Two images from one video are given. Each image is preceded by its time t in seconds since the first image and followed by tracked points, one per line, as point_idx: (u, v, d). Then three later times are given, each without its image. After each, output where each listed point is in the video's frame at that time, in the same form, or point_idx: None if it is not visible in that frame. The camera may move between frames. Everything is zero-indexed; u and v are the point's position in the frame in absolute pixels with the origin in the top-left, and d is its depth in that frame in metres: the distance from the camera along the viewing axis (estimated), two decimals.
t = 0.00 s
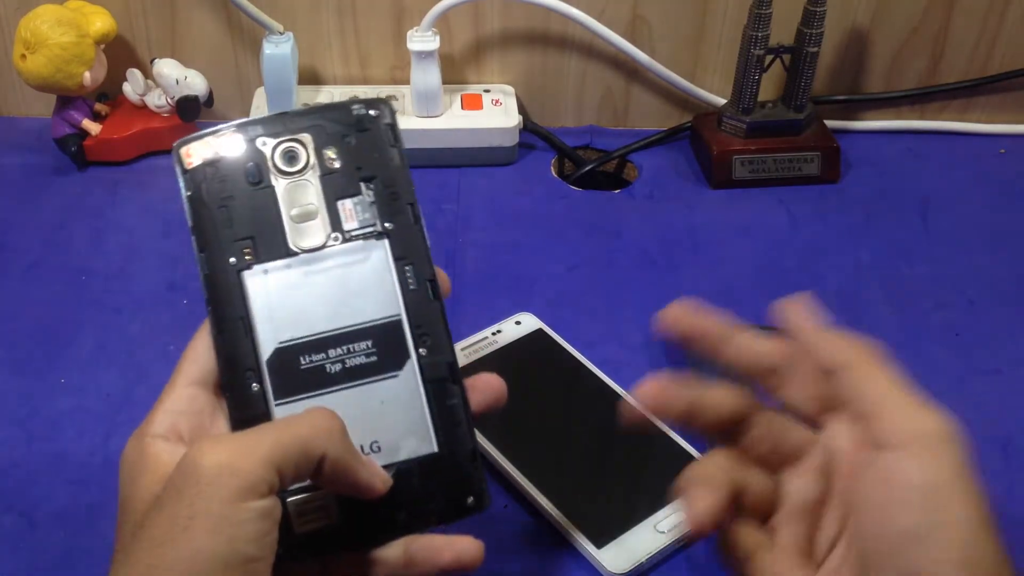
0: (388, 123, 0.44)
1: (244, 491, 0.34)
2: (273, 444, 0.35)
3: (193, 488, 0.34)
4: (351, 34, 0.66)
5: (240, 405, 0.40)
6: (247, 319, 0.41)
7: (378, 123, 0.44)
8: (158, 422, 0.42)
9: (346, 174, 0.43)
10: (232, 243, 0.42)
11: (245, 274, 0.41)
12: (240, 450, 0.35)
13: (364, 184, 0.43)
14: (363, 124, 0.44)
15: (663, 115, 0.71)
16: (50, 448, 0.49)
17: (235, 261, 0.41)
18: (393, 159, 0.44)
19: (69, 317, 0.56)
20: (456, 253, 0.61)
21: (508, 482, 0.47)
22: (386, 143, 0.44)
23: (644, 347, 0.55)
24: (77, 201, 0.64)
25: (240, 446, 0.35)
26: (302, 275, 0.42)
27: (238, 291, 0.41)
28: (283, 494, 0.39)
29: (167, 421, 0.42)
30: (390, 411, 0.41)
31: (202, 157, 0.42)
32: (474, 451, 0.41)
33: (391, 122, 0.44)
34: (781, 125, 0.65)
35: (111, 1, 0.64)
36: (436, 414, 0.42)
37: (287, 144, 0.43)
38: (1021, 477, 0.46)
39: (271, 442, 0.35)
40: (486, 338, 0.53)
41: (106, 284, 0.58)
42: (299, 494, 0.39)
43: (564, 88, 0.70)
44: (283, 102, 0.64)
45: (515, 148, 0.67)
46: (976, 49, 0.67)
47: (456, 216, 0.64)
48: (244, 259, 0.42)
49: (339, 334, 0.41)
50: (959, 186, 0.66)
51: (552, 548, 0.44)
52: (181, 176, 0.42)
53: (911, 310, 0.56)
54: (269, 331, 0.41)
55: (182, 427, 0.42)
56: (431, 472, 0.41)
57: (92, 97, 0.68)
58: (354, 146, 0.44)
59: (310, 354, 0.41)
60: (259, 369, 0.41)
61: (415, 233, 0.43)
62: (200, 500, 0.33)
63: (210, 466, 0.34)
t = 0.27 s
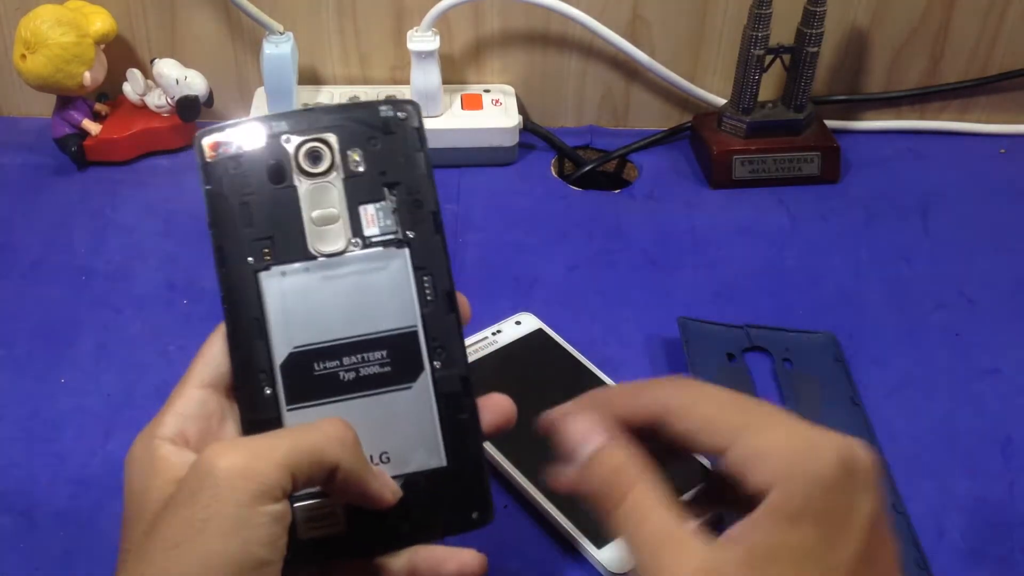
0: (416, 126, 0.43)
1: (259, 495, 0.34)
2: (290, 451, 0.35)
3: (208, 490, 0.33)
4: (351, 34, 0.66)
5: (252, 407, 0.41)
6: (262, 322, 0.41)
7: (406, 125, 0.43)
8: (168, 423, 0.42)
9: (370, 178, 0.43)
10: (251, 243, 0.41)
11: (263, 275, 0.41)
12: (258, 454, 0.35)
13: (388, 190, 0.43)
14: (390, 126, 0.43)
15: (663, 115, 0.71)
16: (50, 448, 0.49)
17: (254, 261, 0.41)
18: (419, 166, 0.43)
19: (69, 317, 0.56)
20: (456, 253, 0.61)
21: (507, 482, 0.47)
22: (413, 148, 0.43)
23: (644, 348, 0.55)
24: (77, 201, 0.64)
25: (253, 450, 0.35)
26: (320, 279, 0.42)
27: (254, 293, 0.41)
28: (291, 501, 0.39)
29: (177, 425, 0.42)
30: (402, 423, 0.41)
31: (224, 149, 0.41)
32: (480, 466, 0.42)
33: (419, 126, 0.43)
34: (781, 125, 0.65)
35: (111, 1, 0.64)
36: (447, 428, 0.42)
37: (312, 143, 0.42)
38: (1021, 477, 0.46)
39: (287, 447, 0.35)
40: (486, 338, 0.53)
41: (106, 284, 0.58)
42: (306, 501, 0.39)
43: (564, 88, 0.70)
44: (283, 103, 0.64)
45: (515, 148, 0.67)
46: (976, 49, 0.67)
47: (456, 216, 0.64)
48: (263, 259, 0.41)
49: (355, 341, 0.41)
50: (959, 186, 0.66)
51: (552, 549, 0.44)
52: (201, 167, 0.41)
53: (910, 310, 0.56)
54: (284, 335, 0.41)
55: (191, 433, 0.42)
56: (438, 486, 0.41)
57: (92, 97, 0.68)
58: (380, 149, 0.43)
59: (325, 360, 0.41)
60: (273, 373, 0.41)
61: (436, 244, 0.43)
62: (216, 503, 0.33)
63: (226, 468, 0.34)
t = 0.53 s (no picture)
0: (395, 122, 0.43)
1: (248, 488, 0.34)
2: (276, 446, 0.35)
3: (195, 484, 0.34)
4: (351, 34, 0.66)
5: (234, 405, 0.41)
6: (244, 319, 0.41)
7: (385, 121, 0.43)
8: (151, 424, 0.42)
9: (351, 174, 0.43)
10: (232, 241, 0.41)
11: (244, 273, 0.41)
12: (244, 447, 0.35)
13: (369, 186, 0.43)
14: (369, 122, 0.43)
15: (663, 115, 0.71)
16: (49, 448, 0.49)
17: (235, 259, 0.41)
18: (398, 161, 0.43)
19: (69, 317, 0.56)
20: (456, 253, 0.61)
21: (507, 482, 0.47)
22: (393, 143, 0.43)
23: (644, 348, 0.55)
24: (77, 201, 0.64)
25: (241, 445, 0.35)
26: (301, 276, 0.42)
27: (236, 289, 0.41)
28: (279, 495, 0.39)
29: (160, 426, 0.42)
30: (386, 416, 0.42)
31: (203, 148, 0.41)
32: (466, 459, 0.42)
33: (398, 121, 0.43)
34: (781, 125, 0.65)
35: (111, 1, 0.64)
36: (430, 420, 0.42)
37: (291, 140, 0.42)
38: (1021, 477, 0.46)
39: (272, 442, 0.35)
40: (486, 338, 0.53)
41: (106, 284, 0.58)
42: (292, 495, 0.39)
43: (564, 88, 0.70)
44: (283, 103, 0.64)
45: (515, 148, 0.67)
46: (976, 48, 0.67)
47: (456, 216, 0.64)
48: (244, 257, 0.41)
49: (337, 336, 0.41)
50: (959, 186, 0.66)
51: (552, 548, 0.44)
52: (181, 167, 0.41)
53: (911, 310, 0.56)
54: (267, 331, 0.41)
55: (174, 433, 0.42)
56: (424, 478, 0.41)
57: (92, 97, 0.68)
58: (360, 145, 0.43)
59: (308, 356, 0.41)
60: (256, 369, 0.41)
61: (417, 238, 0.43)
62: (204, 498, 0.33)
63: (214, 463, 0.34)
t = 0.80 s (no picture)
0: (380, 119, 0.44)
1: (244, 486, 0.34)
2: (269, 442, 0.35)
3: (191, 483, 0.33)
4: (351, 34, 0.66)
5: (228, 405, 0.41)
6: (236, 319, 0.41)
7: (371, 119, 0.44)
8: (145, 424, 0.42)
9: (339, 172, 0.43)
10: (221, 241, 0.41)
11: (234, 273, 0.41)
12: (239, 446, 0.35)
13: (356, 183, 0.43)
14: (355, 121, 0.43)
15: (663, 115, 0.71)
16: (49, 448, 0.49)
17: (225, 259, 0.41)
18: (385, 159, 0.44)
19: (69, 317, 0.56)
20: (456, 253, 0.61)
21: (508, 481, 0.47)
22: (379, 140, 0.44)
23: (644, 348, 0.55)
24: (77, 201, 0.64)
25: (236, 442, 0.35)
26: (294, 274, 0.42)
27: (227, 289, 0.41)
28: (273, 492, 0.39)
29: (154, 427, 0.42)
30: (379, 412, 0.42)
31: (190, 149, 0.41)
32: (459, 452, 0.42)
33: (384, 119, 0.44)
34: (782, 125, 0.65)
35: (111, 1, 0.64)
36: (423, 415, 0.42)
37: (278, 139, 0.42)
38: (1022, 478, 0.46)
39: (265, 438, 0.35)
40: (486, 338, 0.53)
41: (106, 284, 0.58)
42: (287, 492, 0.39)
43: (564, 88, 0.70)
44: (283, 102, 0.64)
45: (515, 148, 0.67)
46: (976, 49, 0.67)
47: (456, 215, 0.64)
48: (234, 257, 0.41)
49: (328, 334, 0.42)
50: (959, 186, 0.66)
51: (551, 548, 0.44)
52: (167, 168, 0.41)
53: (910, 310, 0.56)
54: (259, 330, 0.41)
55: (168, 434, 0.42)
56: (420, 474, 0.41)
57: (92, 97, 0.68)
58: (347, 143, 0.43)
59: (299, 354, 0.41)
60: (248, 368, 0.41)
61: (406, 234, 0.43)
62: (199, 496, 0.33)
63: (208, 461, 0.34)
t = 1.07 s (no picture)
0: (376, 121, 0.44)
1: (243, 485, 0.34)
2: (269, 442, 0.35)
3: (191, 482, 0.33)
4: (351, 35, 0.66)
5: (227, 405, 0.41)
6: (235, 319, 0.41)
7: (367, 121, 0.44)
8: (145, 425, 0.42)
9: (336, 173, 0.43)
10: (219, 242, 0.41)
11: (233, 273, 0.41)
12: (240, 445, 0.35)
13: (353, 184, 0.43)
14: (351, 121, 0.44)
15: (663, 115, 0.71)
16: (49, 448, 0.48)
17: (223, 260, 0.41)
18: (382, 159, 0.44)
19: (69, 316, 0.56)
20: (456, 253, 0.61)
21: (508, 481, 0.47)
22: (376, 141, 0.44)
23: (644, 347, 0.55)
24: (77, 201, 0.64)
25: (236, 441, 0.35)
26: (293, 274, 0.42)
27: (226, 289, 0.41)
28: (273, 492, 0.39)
29: (154, 427, 0.41)
30: (378, 412, 0.42)
31: (188, 151, 0.42)
32: (459, 451, 0.42)
33: (380, 120, 0.44)
34: (782, 125, 0.65)
35: (111, 1, 0.64)
36: (422, 414, 0.42)
37: (275, 141, 0.43)
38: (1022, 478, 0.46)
39: (265, 437, 0.35)
40: (486, 338, 0.53)
41: (106, 284, 0.58)
42: (287, 492, 0.39)
43: (563, 88, 0.70)
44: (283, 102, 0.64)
45: (516, 148, 0.67)
46: (976, 49, 0.67)
47: (456, 216, 0.64)
48: (232, 257, 0.41)
49: (326, 333, 0.42)
50: (959, 186, 0.66)
51: (551, 547, 0.44)
52: (166, 170, 0.41)
53: (910, 310, 0.56)
54: (257, 330, 0.41)
55: (168, 434, 0.42)
56: (420, 473, 0.41)
57: (92, 97, 0.68)
58: (343, 144, 0.43)
59: (298, 354, 0.41)
60: (246, 368, 0.41)
61: (403, 234, 0.43)
62: (198, 495, 0.33)
63: (208, 460, 0.34)
